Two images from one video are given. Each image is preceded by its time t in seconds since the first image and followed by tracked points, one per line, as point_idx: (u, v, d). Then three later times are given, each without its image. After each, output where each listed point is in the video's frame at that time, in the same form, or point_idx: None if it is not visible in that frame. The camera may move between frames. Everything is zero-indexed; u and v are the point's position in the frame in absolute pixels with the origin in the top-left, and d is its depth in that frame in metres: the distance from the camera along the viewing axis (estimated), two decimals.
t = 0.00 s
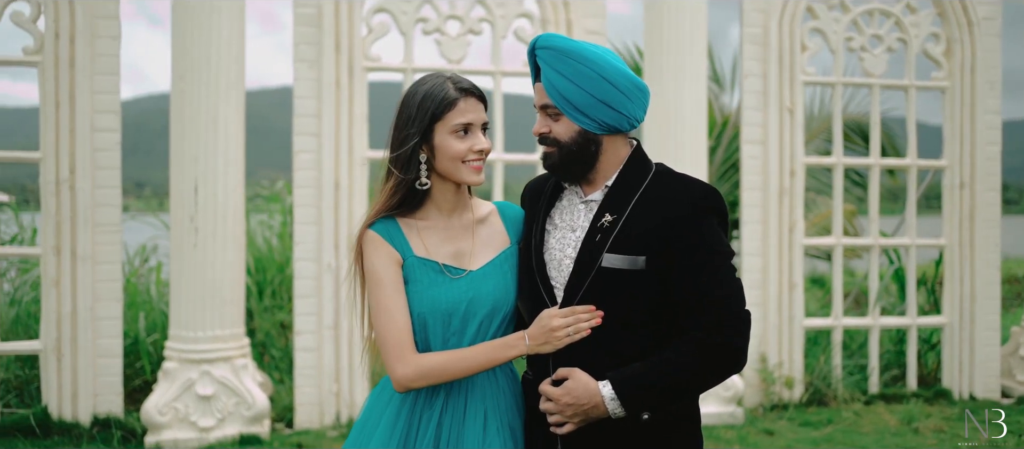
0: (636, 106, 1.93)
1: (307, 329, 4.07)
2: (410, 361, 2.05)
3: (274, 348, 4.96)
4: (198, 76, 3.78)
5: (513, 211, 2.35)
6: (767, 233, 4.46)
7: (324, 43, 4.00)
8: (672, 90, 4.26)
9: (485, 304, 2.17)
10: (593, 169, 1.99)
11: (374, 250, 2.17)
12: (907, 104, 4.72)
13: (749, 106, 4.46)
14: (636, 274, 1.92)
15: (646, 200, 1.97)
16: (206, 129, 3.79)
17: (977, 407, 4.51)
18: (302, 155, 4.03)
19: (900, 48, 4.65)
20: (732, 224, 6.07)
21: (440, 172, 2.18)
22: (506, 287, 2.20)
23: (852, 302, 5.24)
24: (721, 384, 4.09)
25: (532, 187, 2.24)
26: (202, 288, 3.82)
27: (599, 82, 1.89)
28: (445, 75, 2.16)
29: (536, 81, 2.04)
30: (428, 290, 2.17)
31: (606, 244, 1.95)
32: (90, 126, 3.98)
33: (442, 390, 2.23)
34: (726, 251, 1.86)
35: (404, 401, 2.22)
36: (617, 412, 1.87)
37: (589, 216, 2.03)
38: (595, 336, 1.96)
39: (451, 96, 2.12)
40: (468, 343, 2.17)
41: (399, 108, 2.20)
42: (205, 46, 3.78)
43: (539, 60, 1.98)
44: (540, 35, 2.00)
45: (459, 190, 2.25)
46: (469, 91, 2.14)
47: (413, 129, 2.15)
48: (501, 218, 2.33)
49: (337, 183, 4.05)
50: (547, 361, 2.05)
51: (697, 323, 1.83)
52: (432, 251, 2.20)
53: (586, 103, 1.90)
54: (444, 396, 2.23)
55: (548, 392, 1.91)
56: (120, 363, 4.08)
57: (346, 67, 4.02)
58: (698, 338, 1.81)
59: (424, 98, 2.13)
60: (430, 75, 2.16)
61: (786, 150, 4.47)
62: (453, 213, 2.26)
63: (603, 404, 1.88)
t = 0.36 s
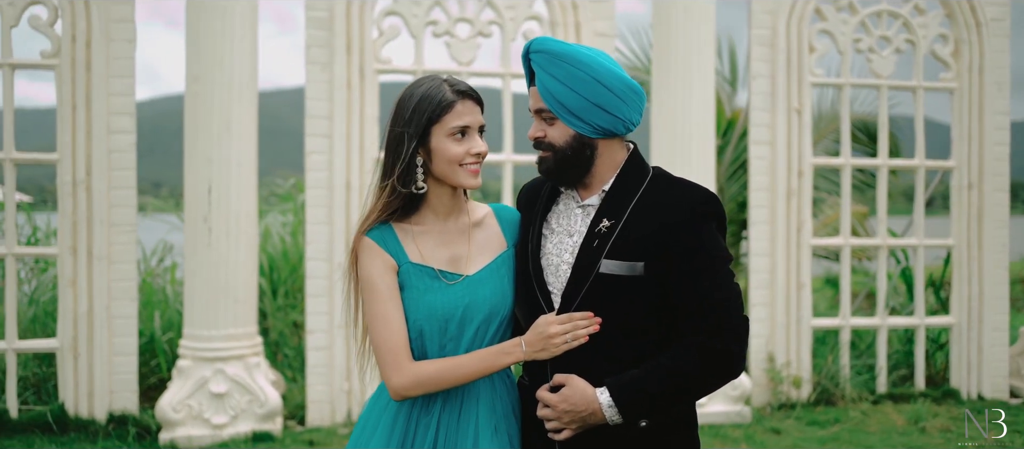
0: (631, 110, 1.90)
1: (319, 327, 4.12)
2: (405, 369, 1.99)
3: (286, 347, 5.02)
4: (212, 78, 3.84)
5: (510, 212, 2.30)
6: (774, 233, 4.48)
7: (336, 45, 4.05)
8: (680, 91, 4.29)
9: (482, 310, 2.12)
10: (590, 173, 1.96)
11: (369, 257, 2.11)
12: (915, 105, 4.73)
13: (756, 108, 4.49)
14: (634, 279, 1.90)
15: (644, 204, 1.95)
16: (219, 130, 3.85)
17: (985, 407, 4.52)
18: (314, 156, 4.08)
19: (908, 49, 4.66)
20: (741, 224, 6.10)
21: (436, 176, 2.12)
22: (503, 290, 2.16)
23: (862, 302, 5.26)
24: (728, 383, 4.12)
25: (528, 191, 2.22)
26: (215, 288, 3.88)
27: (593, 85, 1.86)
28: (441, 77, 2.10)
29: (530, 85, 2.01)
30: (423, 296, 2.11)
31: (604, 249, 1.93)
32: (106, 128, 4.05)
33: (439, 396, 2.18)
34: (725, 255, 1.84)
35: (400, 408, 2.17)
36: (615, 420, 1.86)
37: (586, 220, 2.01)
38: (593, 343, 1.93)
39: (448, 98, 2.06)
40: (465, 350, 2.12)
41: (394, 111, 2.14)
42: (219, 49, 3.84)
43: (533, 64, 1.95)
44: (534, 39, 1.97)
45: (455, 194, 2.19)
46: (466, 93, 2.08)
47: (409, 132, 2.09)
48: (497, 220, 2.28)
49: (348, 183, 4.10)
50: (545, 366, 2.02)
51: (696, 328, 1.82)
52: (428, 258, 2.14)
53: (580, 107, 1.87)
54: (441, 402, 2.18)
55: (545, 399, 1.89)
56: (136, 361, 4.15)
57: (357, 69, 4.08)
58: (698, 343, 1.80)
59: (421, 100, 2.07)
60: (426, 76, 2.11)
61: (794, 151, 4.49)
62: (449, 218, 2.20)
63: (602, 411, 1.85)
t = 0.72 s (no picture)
0: (626, 120, 1.89)
1: (327, 327, 4.16)
2: (400, 384, 1.98)
3: (295, 346, 5.07)
4: (221, 81, 3.89)
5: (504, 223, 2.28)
6: (778, 233, 4.51)
7: (344, 48, 4.10)
8: (685, 93, 4.31)
9: (479, 321, 2.10)
10: (585, 183, 1.95)
11: (364, 269, 2.08)
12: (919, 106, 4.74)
13: (761, 109, 4.51)
14: (628, 291, 1.88)
15: (638, 216, 1.93)
16: (228, 132, 3.90)
17: (989, 407, 4.54)
18: (322, 158, 4.13)
19: (913, 51, 4.68)
20: (746, 224, 6.13)
21: (430, 185, 2.10)
22: (500, 301, 2.13)
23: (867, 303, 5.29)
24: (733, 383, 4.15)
25: (523, 201, 2.22)
26: (224, 288, 3.93)
27: (589, 95, 1.85)
28: (434, 86, 2.08)
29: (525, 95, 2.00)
30: (418, 308, 2.08)
31: (598, 261, 1.91)
32: (117, 130, 4.10)
33: (435, 411, 2.16)
34: (720, 267, 1.81)
35: (396, 422, 2.16)
36: (610, 434, 1.83)
37: (580, 231, 1.99)
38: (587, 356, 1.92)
39: (442, 106, 2.04)
40: (462, 363, 2.10)
41: (387, 120, 2.11)
42: (228, 52, 3.89)
43: (527, 74, 1.94)
44: (528, 48, 1.96)
45: (450, 203, 2.17)
46: (460, 101, 2.06)
47: (403, 141, 2.06)
48: (492, 230, 2.26)
49: (355, 185, 4.15)
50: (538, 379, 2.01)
51: (690, 342, 1.79)
52: (423, 269, 2.11)
53: (576, 118, 1.86)
54: (437, 418, 2.16)
55: (539, 413, 1.88)
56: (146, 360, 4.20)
57: (364, 71, 4.12)
58: (691, 357, 1.78)
59: (413, 109, 2.05)
60: (418, 85, 2.08)
61: (798, 152, 4.52)
62: (444, 228, 2.18)
63: (596, 426, 1.83)
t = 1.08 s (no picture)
0: (622, 125, 1.88)
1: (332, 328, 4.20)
2: (389, 394, 1.93)
3: (302, 346, 5.12)
4: (229, 85, 3.94)
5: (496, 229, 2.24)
6: (780, 235, 4.54)
7: (351, 53, 4.15)
8: (687, 96, 4.35)
9: (474, 328, 2.04)
10: (578, 188, 1.93)
11: (355, 275, 2.03)
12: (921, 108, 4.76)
13: (764, 112, 4.54)
14: (620, 296, 1.86)
15: (631, 220, 1.91)
16: (236, 136, 3.95)
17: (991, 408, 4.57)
18: (329, 161, 4.18)
19: (915, 54, 4.71)
20: (749, 226, 6.18)
21: (423, 191, 2.04)
22: (496, 307, 2.08)
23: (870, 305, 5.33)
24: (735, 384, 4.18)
25: (515, 206, 2.19)
26: (233, 289, 3.98)
27: (584, 100, 1.84)
28: (428, 90, 2.03)
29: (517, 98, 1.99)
30: (411, 314, 2.03)
31: (590, 265, 1.89)
32: (127, 134, 4.16)
33: (427, 422, 2.08)
34: (715, 273, 1.81)
35: (386, 434, 2.08)
36: (600, 441, 1.82)
37: (572, 236, 1.98)
38: (577, 362, 1.89)
39: (436, 111, 1.99)
40: (457, 370, 2.05)
41: (379, 124, 2.06)
42: (236, 57, 3.94)
43: (520, 76, 1.92)
44: (521, 51, 1.94)
45: (443, 209, 2.12)
46: (454, 106, 2.01)
47: (396, 145, 2.01)
48: (484, 236, 2.23)
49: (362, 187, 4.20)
50: (529, 385, 1.99)
51: (685, 348, 1.79)
52: (416, 275, 2.06)
53: (572, 122, 1.84)
54: (428, 429, 2.07)
55: (528, 420, 1.86)
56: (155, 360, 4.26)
57: (370, 75, 4.17)
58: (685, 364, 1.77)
59: (407, 113, 2.00)
60: (412, 89, 2.03)
61: (801, 154, 4.55)
62: (437, 233, 2.13)
63: (586, 432, 1.82)
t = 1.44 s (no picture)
0: (621, 120, 1.93)
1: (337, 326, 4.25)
2: (380, 388, 1.97)
3: (307, 343, 5.18)
4: (235, 86, 3.99)
5: (491, 224, 2.29)
6: (781, 235, 4.58)
7: (355, 54, 4.20)
8: (688, 97, 4.40)
9: (468, 321, 2.08)
10: (577, 184, 1.97)
11: (349, 269, 2.07)
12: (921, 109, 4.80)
13: (765, 112, 4.58)
14: (616, 293, 1.91)
15: (629, 218, 1.96)
16: (243, 136, 4.00)
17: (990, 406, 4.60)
18: (334, 161, 4.23)
19: (914, 55, 4.75)
20: (751, 225, 6.23)
21: (416, 184, 2.10)
22: (492, 301, 2.12)
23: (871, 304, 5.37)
24: (735, 382, 4.23)
25: (514, 201, 2.24)
26: (239, 287, 4.03)
27: (585, 95, 1.88)
28: (421, 83, 2.08)
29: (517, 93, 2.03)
30: (406, 307, 2.06)
31: (586, 262, 1.94)
32: (135, 134, 4.21)
33: (425, 414, 2.12)
34: (714, 273, 1.85)
35: (384, 426, 2.13)
36: (592, 438, 1.86)
37: (569, 231, 2.03)
38: (571, 358, 1.94)
39: (429, 104, 2.04)
40: (452, 363, 2.08)
41: (372, 115, 2.11)
42: (242, 58, 3.99)
43: (520, 71, 1.97)
44: (522, 46, 1.99)
45: (437, 202, 2.17)
46: (447, 99, 2.06)
47: (389, 138, 2.06)
48: (480, 230, 2.27)
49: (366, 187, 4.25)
50: (521, 380, 2.04)
51: (681, 347, 1.83)
52: (410, 268, 2.10)
53: (572, 117, 1.89)
54: (427, 422, 2.11)
55: (520, 416, 1.91)
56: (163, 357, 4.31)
57: (375, 76, 4.22)
58: (680, 362, 1.81)
59: (399, 105, 2.05)
60: (406, 82, 2.09)
61: (801, 154, 4.59)
62: (431, 227, 2.18)
63: (578, 429, 1.86)
